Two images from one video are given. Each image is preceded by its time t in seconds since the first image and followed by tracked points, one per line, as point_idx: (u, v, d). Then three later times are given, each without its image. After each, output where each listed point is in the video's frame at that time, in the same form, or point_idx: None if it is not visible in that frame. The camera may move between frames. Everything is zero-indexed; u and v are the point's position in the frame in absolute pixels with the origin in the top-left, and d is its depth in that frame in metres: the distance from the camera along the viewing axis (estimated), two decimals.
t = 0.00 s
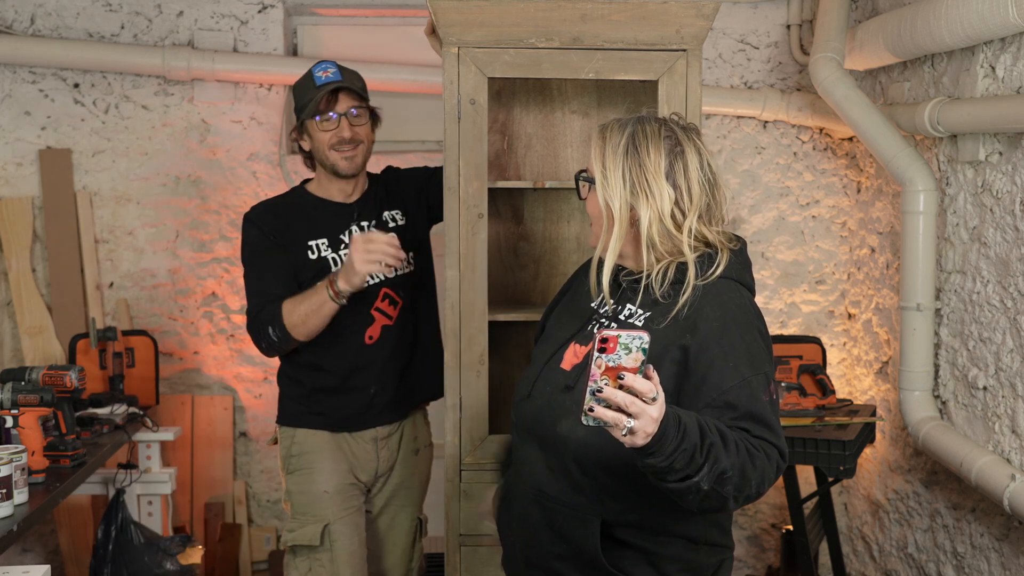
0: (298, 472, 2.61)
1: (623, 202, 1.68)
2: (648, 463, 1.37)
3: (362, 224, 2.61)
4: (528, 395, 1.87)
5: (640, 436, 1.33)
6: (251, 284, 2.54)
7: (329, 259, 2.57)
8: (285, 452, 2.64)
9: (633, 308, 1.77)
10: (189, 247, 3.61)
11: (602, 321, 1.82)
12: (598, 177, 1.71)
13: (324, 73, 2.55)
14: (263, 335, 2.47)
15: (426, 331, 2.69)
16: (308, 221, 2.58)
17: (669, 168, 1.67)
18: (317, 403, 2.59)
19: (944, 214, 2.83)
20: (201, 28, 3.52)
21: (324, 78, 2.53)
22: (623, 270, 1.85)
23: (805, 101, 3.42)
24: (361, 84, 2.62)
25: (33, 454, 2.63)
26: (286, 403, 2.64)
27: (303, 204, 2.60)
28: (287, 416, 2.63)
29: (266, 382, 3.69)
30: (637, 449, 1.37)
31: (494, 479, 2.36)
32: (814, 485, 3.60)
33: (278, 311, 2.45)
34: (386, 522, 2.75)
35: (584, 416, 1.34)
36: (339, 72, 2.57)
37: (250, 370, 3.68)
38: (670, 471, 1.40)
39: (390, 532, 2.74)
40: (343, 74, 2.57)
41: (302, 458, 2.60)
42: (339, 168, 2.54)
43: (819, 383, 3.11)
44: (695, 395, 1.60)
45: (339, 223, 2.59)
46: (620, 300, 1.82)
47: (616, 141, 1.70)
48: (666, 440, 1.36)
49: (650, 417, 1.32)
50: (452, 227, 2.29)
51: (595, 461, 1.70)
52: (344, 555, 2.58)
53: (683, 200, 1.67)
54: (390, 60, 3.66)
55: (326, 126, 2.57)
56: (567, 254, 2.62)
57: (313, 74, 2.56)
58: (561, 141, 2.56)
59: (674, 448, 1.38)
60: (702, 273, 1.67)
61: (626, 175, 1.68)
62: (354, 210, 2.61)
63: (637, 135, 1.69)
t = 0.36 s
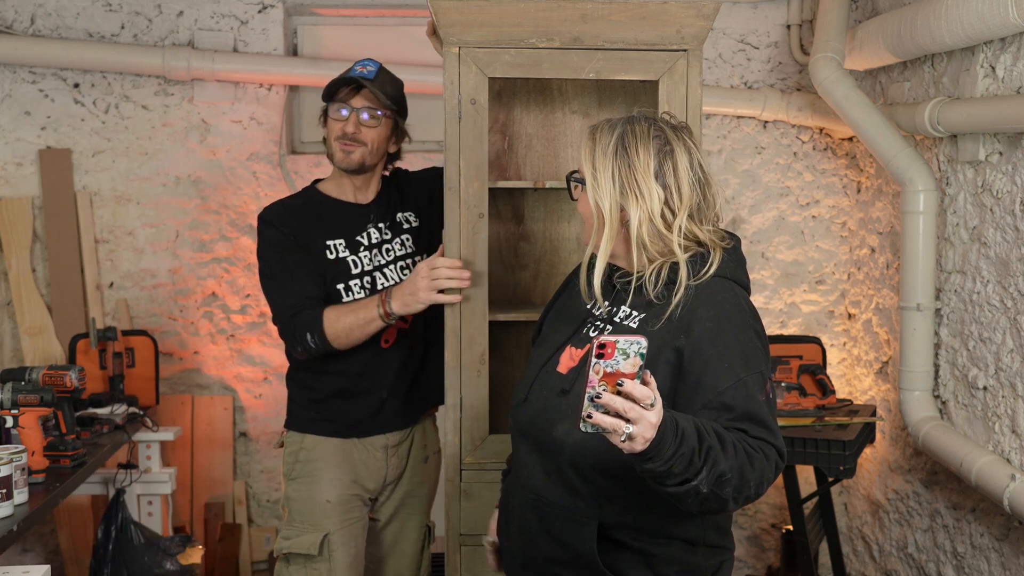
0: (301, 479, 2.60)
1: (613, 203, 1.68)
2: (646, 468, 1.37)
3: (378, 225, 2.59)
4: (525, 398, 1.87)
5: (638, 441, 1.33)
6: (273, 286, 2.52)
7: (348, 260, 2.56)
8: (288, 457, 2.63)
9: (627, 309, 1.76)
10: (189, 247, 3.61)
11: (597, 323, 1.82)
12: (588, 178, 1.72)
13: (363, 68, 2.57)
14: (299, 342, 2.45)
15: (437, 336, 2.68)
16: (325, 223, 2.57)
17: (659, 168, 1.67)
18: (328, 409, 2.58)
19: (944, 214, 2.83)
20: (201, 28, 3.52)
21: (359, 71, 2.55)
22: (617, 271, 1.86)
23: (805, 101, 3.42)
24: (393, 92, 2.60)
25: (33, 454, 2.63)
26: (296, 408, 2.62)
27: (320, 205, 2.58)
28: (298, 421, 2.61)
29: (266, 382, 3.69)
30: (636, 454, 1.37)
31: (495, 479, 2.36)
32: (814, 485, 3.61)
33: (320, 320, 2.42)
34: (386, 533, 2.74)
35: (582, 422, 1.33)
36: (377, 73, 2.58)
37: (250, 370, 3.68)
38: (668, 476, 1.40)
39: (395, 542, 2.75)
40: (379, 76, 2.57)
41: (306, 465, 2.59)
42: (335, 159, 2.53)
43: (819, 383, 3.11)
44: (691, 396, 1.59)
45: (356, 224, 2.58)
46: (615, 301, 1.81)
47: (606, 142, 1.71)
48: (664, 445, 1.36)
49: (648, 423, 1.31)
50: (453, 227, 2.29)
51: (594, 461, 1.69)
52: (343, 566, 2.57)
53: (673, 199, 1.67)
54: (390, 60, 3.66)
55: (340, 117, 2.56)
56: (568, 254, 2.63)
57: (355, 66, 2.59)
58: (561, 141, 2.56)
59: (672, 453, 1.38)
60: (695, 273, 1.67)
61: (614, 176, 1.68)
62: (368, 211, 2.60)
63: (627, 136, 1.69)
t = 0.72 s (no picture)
0: (299, 495, 2.51)
1: (609, 201, 1.69)
2: (642, 471, 1.37)
3: (387, 228, 2.53)
4: (522, 399, 1.87)
5: (635, 445, 1.32)
6: (281, 291, 2.43)
7: (363, 265, 2.48)
8: (286, 471, 2.54)
9: (624, 310, 1.76)
10: (189, 247, 3.61)
11: (594, 323, 1.82)
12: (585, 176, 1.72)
13: (365, 61, 2.49)
14: (312, 355, 2.36)
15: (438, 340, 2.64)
16: (335, 226, 2.48)
17: (655, 166, 1.67)
18: (328, 417, 2.49)
19: (944, 214, 2.83)
20: (201, 28, 3.52)
21: (362, 64, 2.47)
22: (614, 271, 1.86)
23: (805, 101, 3.42)
24: (398, 83, 2.53)
25: (33, 454, 2.63)
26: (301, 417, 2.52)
27: (327, 206, 2.49)
28: (305, 432, 2.51)
29: (266, 382, 3.69)
30: (632, 458, 1.36)
31: (494, 479, 2.36)
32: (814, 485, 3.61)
33: (339, 332, 2.35)
34: (383, 551, 2.66)
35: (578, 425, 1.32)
36: (379, 64, 2.50)
37: (250, 370, 3.67)
38: (664, 479, 1.39)
39: (394, 560, 2.67)
40: (382, 67, 2.50)
41: (303, 482, 2.50)
42: (344, 156, 2.45)
43: (819, 383, 3.11)
44: (689, 396, 1.59)
45: (366, 226, 2.50)
46: (612, 300, 1.81)
47: (603, 139, 1.71)
48: (660, 448, 1.35)
49: (645, 426, 1.31)
50: (453, 227, 2.29)
51: (592, 463, 1.69)
52: None
53: (669, 198, 1.67)
54: (389, 60, 3.66)
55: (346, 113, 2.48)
56: (567, 254, 2.61)
57: (355, 59, 2.50)
58: (561, 140, 2.56)
59: (669, 456, 1.37)
60: (692, 273, 1.66)
61: (611, 173, 1.68)
62: (377, 212, 2.53)
63: (624, 133, 1.69)
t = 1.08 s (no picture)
0: (298, 514, 2.36)
1: (614, 197, 1.68)
2: (656, 471, 1.37)
3: (393, 231, 2.42)
4: (522, 400, 1.86)
5: (650, 445, 1.32)
6: (286, 299, 2.26)
7: (372, 269, 2.36)
8: (283, 490, 2.37)
9: (626, 309, 1.77)
10: (189, 247, 3.61)
11: (595, 322, 1.82)
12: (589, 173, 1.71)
13: (373, 62, 2.33)
14: (323, 366, 2.22)
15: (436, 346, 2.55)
16: (342, 227, 2.35)
17: (661, 162, 1.67)
18: (334, 428, 2.34)
19: (944, 214, 2.83)
20: (201, 28, 3.52)
21: (370, 66, 2.31)
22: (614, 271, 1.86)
23: (805, 101, 3.42)
24: (409, 87, 2.37)
25: (33, 454, 2.63)
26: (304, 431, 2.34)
27: (331, 207, 2.35)
28: (308, 446, 2.33)
29: (266, 382, 3.69)
30: (645, 458, 1.37)
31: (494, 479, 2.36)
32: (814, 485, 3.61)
33: (352, 339, 2.23)
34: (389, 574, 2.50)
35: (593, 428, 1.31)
36: (389, 65, 2.34)
37: (250, 370, 3.68)
38: (678, 478, 1.40)
39: None
40: (392, 69, 2.34)
41: (303, 501, 2.35)
42: (353, 163, 2.32)
43: (819, 383, 3.11)
44: (693, 395, 1.59)
45: (371, 230, 2.38)
46: (612, 300, 1.81)
47: (607, 136, 1.71)
48: (674, 448, 1.36)
49: (659, 425, 1.31)
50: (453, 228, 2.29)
51: (592, 463, 1.69)
52: None
53: (674, 194, 1.67)
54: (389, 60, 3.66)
55: (353, 117, 2.33)
56: (567, 253, 2.61)
57: (362, 59, 2.34)
58: (561, 140, 2.56)
59: (682, 455, 1.38)
60: (695, 271, 1.66)
61: (616, 170, 1.68)
62: (381, 217, 2.41)
63: (629, 130, 1.69)
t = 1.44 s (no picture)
0: (317, 524, 2.33)
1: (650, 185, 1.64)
2: (659, 464, 1.38)
3: (409, 233, 2.38)
4: (523, 399, 1.84)
5: (655, 438, 1.33)
6: (305, 310, 2.19)
7: (393, 274, 2.31)
8: (301, 500, 2.33)
9: (627, 304, 1.75)
10: (189, 247, 3.61)
11: (596, 318, 1.80)
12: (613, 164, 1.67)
13: (377, 62, 2.27)
14: (344, 380, 2.15)
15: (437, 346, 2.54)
16: (360, 233, 2.29)
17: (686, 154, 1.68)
18: (354, 437, 2.30)
19: (944, 214, 2.83)
20: (201, 28, 3.52)
21: (375, 68, 2.26)
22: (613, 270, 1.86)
23: (805, 101, 3.43)
24: (416, 86, 2.32)
25: (33, 454, 2.63)
26: (322, 441, 2.30)
27: (348, 212, 2.29)
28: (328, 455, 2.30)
29: (266, 382, 3.69)
30: (649, 451, 1.37)
31: (495, 479, 2.36)
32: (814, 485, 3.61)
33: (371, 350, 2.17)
34: None
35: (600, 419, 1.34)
36: (394, 66, 2.29)
37: (250, 370, 3.67)
38: (681, 471, 1.40)
39: None
40: (398, 69, 2.29)
41: (321, 511, 2.31)
42: (365, 168, 2.26)
43: (819, 383, 3.11)
44: (694, 389, 1.58)
45: (388, 233, 2.33)
46: (612, 296, 1.80)
47: (631, 127, 1.68)
48: (678, 441, 1.36)
49: (666, 418, 1.32)
50: (453, 228, 2.29)
51: (593, 463, 1.70)
52: None
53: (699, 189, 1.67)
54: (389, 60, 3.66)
55: (361, 120, 2.27)
56: (568, 254, 2.61)
57: (366, 61, 2.29)
58: (561, 140, 2.55)
59: (686, 449, 1.38)
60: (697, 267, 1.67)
61: (647, 161, 1.65)
62: (397, 220, 2.37)
63: (653, 122, 1.68)
